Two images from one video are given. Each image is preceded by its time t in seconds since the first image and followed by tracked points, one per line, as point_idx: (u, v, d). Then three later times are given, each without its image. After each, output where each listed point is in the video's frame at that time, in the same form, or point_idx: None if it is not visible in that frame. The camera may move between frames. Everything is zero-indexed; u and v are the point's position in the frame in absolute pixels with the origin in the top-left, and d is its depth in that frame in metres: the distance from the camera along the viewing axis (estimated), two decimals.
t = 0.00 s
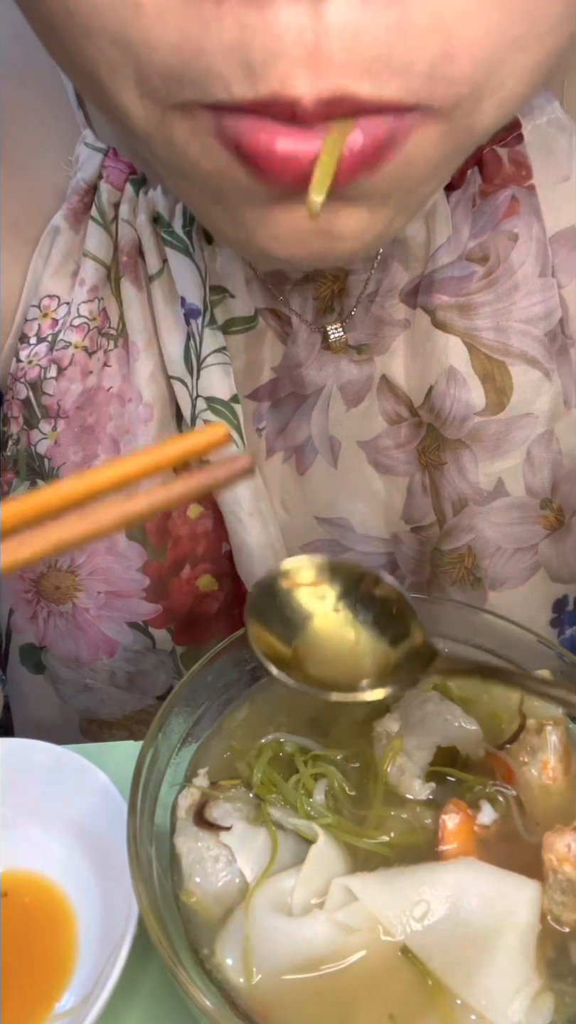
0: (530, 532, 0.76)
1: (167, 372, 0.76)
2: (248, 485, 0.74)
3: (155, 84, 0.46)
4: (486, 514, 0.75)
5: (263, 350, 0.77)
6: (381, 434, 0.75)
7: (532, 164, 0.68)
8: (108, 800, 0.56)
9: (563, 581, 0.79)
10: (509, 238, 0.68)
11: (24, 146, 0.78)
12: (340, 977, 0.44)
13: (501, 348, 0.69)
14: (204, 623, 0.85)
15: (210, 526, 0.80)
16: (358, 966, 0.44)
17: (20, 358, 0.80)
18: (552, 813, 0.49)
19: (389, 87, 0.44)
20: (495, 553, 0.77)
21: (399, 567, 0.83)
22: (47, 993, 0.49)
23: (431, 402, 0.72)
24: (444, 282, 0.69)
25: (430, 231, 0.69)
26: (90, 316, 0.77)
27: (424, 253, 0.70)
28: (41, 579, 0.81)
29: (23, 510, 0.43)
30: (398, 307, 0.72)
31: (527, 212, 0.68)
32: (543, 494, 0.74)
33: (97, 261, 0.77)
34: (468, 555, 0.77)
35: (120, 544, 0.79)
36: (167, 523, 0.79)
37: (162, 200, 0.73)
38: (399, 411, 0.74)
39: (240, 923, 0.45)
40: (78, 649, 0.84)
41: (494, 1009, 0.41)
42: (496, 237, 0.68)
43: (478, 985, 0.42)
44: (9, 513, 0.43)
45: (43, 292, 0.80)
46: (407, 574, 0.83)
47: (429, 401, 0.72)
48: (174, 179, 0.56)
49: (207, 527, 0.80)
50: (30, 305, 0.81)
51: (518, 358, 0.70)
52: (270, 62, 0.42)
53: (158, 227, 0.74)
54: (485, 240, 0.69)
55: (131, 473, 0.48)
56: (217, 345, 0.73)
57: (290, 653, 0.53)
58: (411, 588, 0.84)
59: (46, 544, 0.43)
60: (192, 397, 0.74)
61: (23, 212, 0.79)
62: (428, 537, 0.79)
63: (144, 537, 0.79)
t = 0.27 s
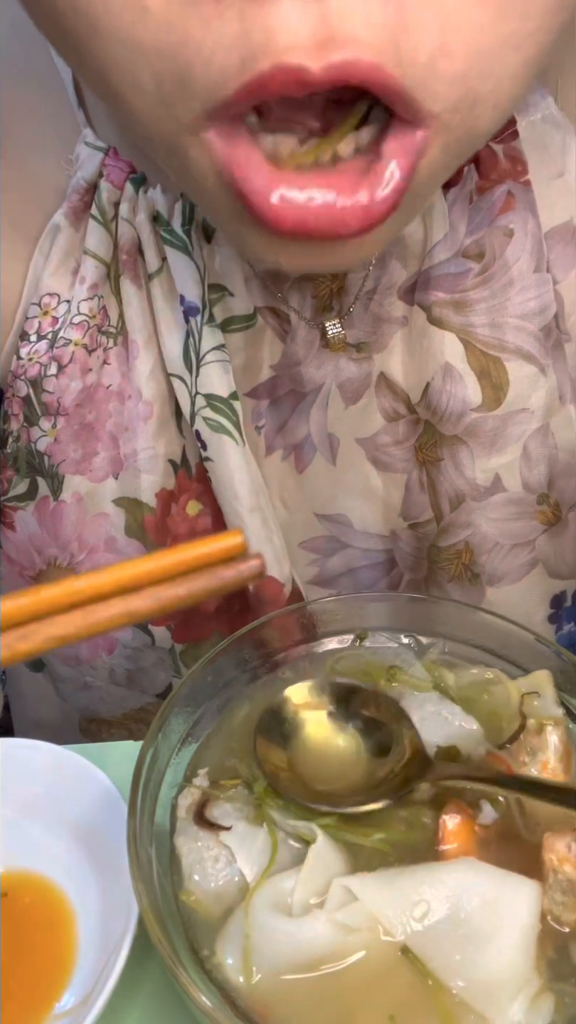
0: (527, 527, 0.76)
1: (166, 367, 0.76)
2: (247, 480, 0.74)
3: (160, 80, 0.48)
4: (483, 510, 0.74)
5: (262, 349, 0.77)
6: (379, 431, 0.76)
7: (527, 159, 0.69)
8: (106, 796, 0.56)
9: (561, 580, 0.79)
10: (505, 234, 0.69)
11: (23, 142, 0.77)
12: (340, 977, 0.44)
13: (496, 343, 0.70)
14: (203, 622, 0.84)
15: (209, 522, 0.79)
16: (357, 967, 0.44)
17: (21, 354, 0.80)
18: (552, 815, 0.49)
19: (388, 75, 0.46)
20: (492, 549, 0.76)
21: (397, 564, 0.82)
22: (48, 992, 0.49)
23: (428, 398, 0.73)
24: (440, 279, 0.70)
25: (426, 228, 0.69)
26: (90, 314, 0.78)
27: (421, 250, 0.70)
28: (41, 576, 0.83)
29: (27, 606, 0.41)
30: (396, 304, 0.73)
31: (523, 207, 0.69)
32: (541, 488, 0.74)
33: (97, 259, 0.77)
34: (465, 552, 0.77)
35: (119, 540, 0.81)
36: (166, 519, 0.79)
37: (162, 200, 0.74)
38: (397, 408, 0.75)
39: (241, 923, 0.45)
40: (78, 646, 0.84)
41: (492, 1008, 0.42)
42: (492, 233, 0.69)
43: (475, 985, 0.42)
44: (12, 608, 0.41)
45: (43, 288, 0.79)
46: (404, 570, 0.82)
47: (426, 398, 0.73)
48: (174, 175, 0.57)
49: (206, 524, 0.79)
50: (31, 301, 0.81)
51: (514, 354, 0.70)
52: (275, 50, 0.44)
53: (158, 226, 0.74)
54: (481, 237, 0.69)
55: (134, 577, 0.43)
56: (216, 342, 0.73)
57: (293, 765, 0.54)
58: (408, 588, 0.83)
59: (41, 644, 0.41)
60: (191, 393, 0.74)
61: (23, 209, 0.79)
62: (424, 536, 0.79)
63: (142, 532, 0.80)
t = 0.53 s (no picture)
0: (525, 523, 0.76)
1: (166, 367, 0.76)
2: (246, 479, 0.74)
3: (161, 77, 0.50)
4: (482, 508, 0.75)
5: (261, 347, 0.76)
6: (378, 428, 0.76)
7: (523, 156, 0.70)
8: (106, 797, 0.56)
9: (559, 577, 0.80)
10: (500, 230, 0.70)
11: (25, 142, 0.77)
12: (339, 972, 0.44)
13: (493, 338, 0.71)
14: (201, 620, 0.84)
15: (209, 521, 0.80)
16: (354, 966, 0.44)
17: (21, 354, 0.79)
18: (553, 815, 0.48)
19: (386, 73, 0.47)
20: (490, 546, 0.77)
21: (395, 561, 0.82)
22: (48, 991, 0.49)
23: (424, 396, 0.73)
24: (437, 276, 0.70)
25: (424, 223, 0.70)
26: (90, 313, 0.77)
27: (418, 247, 0.71)
28: (42, 575, 0.83)
29: (30, 610, 0.43)
30: (394, 302, 0.73)
31: (519, 203, 0.70)
32: (537, 483, 0.75)
33: (97, 258, 0.77)
34: (463, 548, 0.77)
35: (120, 539, 0.81)
36: (166, 518, 0.80)
37: (162, 199, 0.74)
38: (395, 406, 0.75)
39: (242, 920, 0.45)
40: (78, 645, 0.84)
41: (493, 1006, 0.42)
42: (488, 229, 0.70)
43: (476, 984, 0.42)
44: (16, 612, 0.43)
45: (43, 288, 0.79)
46: (403, 568, 0.82)
47: (423, 395, 0.73)
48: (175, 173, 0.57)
49: (205, 522, 0.80)
50: (31, 301, 0.80)
51: (510, 348, 0.71)
52: (274, 46, 0.45)
53: (158, 226, 0.74)
54: (477, 234, 0.70)
55: (137, 582, 0.45)
56: (216, 341, 0.73)
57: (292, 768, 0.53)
58: (407, 587, 0.82)
59: (47, 648, 0.43)
60: (191, 392, 0.74)
61: (22, 208, 0.78)
62: (421, 531, 0.78)
63: (142, 531, 0.81)
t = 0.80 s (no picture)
0: (521, 521, 0.75)
1: (166, 367, 0.76)
2: (246, 478, 0.73)
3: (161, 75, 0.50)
4: (481, 507, 0.74)
5: (261, 346, 0.76)
6: (378, 427, 0.76)
7: (520, 153, 0.69)
8: (106, 797, 0.56)
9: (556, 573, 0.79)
10: (498, 228, 0.69)
11: (26, 142, 0.78)
12: (339, 971, 0.44)
13: (490, 337, 0.70)
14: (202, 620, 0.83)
15: (209, 520, 0.80)
16: (354, 965, 0.44)
17: (22, 353, 0.80)
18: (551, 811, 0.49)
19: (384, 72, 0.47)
20: (488, 544, 0.76)
21: (395, 559, 0.82)
22: (49, 990, 0.49)
23: (423, 394, 0.73)
24: (435, 274, 0.70)
25: (422, 222, 0.70)
26: (91, 313, 0.77)
27: (417, 246, 0.71)
28: (42, 574, 0.83)
29: (40, 622, 0.46)
30: (393, 300, 0.73)
31: (516, 200, 0.69)
32: (535, 482, 0.74)
33: (97, 258, 0.77)
34: (462, 546, 0.77)
35: (120, 537, 0.80)
36: (166, 517, 0.80)
37: (161, 199, 0.73)
38: (394, 405, 0.75)
39: (242, 921, 0.45)
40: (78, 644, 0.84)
41: (495, 1005, 0.42)
42: (486, 227, 0.69)
43: (476, 982, 0.42)
44: (26, 624, 0.45)
45: (44, 288, 0.79)
46: (402, 566, 0.82)
47: (422, 393, 0.73)
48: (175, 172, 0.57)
49: (204, 522, 0.80)
50: (32, 301, 0.80)
51: (508, 347, 0.70)
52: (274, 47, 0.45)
53: (158, 226, 0.74)
54: (476, 232, 0.69)
55: (143, 596, 0.48)
56: (216, 340, 0.73)
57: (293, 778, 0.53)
58: (407, 585, 0.83)
59: (56, 657, 0.46)
60: (191, 391, 0.74)
61: (24, 208, 0.79)
62: (420, 530, 0.78)
63: (142, 530, 0.80)
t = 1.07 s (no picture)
0: (518, 516, 0.76)
1: (163, 364, 0.76)
2: (243, 472, 0.73)
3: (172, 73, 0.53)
4: (475, 501, 0.74)
5: (257, 344, 0.76)
6: (374, 422, 0.76)
7: (513, 149, 0.70)
8: (107, 798, 0.56)
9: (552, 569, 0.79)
10: (490, 222, 0.70)
11: (23, 139, 0.77)
12: (341, 972, 0.44)
13: (483, 331, 0.71)
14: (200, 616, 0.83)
15: (207, 516, 0.79)
16: (356, 966, 0.44)
17: (19, 351, 0.79)
18: (552, 814, 0.48)
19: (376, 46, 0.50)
20: (482, 539, 0.76)
21: (391, 555, 0.82)
22: (50, 990, 0.49)
23: (417, 389, 0.73)
24: (428, 269, 0.70)
25: (416, 218, 0.71)
26: (88, 309, 0.77)
27: (411, 242, 0.72)
28: (40, 572, 0.82)
29: (29, 606, 0.45)
30: (388, 296, 0.73)
31: (508, 196, 0.70)
32: (529, 476, 0.75)
33: (94, 256, 0.76)
34: (457, 542, 0.76)
35: (118, 533, 0.81)
36: (163, 515, 0.80)
37: (159, 197, 0.74)
38: (390, 400, 0.75)
39: (241, 923, 0.45)
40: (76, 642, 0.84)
41: (495, 1006, 0.42)
42: (479, 222, 0.70)
43: (477, 983, 0.42)
44: (15, 608, 0.45)
45: (42, 285, 0.79)
46: (399, 562, 0.82)
47: (415, 388, 0.74)
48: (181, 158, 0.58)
49: (202, 519, 0.79)
50: (29, 298, 0.79)
51: (501, 340, 0.71)
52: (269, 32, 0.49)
53: (154, 224, 0.74)
54: (469, 228, 0.70)
55: (135, 579, 0.47)
56: (213, 335, 0.73)
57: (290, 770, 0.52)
58: (403, 582, 0.82)
59: (46, 641, 0.45)
60: (187, 387, 0.74)
61: (21, 207, 0.79)
62: (415, 527, 0.78)
63: (140, 526, 0.80)
